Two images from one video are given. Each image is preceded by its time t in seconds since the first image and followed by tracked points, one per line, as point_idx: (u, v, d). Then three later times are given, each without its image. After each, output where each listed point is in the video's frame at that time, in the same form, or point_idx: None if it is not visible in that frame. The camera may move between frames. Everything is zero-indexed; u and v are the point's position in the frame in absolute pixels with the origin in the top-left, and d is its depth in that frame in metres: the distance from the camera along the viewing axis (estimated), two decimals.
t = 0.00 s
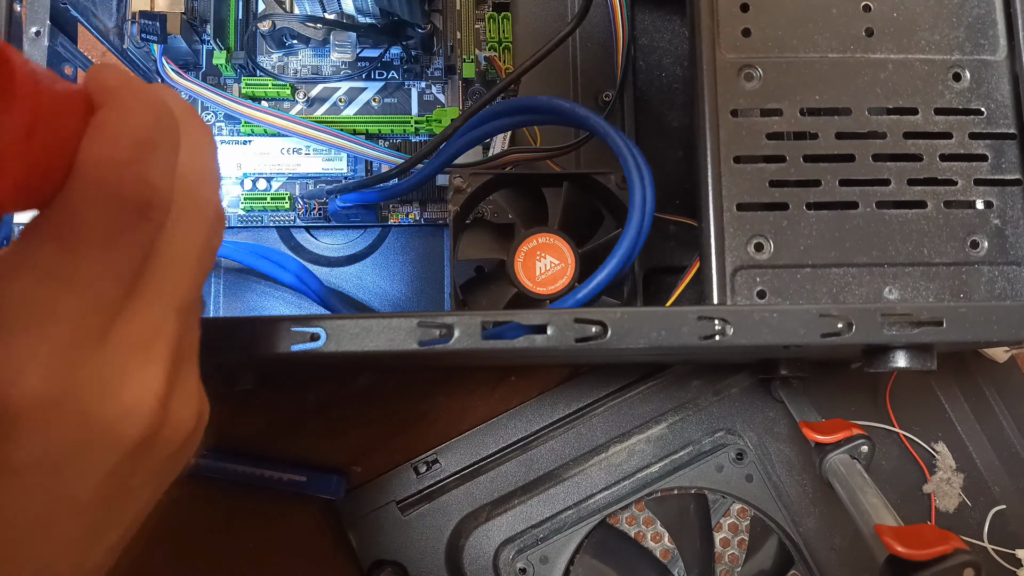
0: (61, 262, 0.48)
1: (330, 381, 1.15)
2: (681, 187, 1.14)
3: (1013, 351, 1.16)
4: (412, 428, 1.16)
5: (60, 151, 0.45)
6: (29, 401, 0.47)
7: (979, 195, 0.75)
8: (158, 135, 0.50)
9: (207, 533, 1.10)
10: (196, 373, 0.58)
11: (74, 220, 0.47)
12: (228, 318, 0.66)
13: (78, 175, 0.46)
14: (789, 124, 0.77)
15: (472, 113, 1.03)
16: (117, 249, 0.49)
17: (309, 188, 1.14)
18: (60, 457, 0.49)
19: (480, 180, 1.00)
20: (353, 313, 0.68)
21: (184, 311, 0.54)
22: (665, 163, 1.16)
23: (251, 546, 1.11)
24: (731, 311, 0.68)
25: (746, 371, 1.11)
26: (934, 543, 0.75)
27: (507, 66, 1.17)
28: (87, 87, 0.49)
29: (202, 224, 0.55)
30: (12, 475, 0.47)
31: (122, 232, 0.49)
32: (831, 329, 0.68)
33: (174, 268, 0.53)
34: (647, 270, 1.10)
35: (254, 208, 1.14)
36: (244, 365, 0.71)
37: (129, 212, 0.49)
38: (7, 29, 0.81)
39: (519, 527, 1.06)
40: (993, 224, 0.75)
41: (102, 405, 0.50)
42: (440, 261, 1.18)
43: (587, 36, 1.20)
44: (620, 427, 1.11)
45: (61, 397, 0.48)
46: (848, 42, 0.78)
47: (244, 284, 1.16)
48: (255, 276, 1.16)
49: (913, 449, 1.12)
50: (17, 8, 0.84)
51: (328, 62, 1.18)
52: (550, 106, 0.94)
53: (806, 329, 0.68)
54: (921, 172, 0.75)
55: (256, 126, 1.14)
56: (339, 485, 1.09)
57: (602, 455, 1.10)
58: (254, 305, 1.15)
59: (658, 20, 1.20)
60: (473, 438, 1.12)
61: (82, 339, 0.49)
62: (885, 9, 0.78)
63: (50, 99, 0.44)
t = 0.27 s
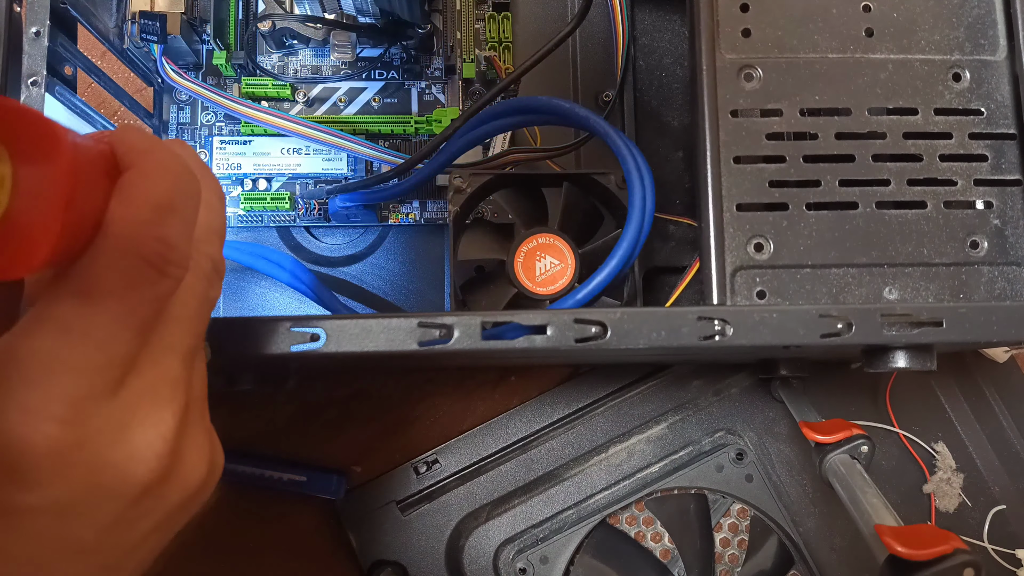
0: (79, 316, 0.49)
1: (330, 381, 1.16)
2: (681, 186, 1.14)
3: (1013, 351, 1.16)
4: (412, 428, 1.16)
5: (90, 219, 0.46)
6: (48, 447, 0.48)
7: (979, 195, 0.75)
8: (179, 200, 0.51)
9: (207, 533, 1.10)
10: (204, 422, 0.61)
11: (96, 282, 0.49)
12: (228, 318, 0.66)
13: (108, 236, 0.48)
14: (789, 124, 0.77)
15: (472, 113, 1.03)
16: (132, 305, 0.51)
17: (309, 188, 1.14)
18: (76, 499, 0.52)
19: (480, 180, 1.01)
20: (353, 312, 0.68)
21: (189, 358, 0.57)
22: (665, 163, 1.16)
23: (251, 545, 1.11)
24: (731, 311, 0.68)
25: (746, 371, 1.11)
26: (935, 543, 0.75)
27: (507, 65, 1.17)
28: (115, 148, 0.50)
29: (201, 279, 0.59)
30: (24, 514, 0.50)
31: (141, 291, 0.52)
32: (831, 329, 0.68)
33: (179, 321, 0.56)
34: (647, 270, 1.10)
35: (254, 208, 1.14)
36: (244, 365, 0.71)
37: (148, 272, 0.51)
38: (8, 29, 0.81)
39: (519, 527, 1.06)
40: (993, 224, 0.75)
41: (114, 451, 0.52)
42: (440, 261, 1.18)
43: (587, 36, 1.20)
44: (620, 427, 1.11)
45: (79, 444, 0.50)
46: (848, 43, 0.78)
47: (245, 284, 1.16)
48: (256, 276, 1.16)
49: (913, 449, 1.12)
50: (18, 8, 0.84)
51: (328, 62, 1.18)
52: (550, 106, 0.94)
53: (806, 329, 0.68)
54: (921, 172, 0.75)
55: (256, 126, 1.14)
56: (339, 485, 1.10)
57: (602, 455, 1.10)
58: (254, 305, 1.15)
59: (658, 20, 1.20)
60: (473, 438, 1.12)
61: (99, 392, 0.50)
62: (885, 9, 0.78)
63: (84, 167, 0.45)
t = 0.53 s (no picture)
0: (80, 284, 0.49)
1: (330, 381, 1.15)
2: (681, 187, 1.14)
3: (1013, 351, 1.16)
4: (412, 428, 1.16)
5: (89, 184, 0.48)
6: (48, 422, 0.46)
7: (979, 195, 0.75)
8: (177, 167, 0.54)
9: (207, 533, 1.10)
10: (209, 401, 0.58)
11: (98, 249, 0.49)
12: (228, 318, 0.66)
13: (108, 202, 0.49)
14: (789, 124, 0.77)
15: (472, 112, 1.03)
16: (137, 274, 0.51)
17: (309, 188, 1.14)
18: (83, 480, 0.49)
19: (480, 180, 1.01)
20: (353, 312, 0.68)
21: (190, 335, 0.56)
22: (665, 163, 1.16)
23: (250, 546, 1.11)
24: (731, 310, 0.68)
25: (746, 371, 1.11)
26: (935, 543, 0.75)
27: (507, 66, 1.17)
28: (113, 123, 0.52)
29: (198, 254, 0.58)
30: (29, 492, 0.46)
31: (144, 259, 0.52)
32: (831, 328, 0.68)
33: (179, 294, 0.55)
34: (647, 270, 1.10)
35: (254, 208, 1.14)
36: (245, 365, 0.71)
37: (150, 236, 0.52)
38: (7, 28, 0.81)
39: (519, 527, 1.06)
40: (993, 224, 0.75)
41: (119, 427, 0.50)
42: (440, 261, 1.18)
43: (587, 36, 1.20)
44: (620, 427, 1.11)
45: (83, 419, 0.48)
46: (848, 42, 0.78)
47: (245, 284, 1.16)
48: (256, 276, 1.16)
49: (913, 449, 1.12)
50: (17, 7, 0.84)
51: (328, 63, 1.18)
52: (550, 106, 0.94)
53: (806, 329, 0.68)
54: (920, 172, 0.75)
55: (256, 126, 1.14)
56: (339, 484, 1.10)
57: (602, 455, 1.10)
58: (254, 305, 1.15)
59: (657, 20, 1.20)
60: (473, 438, 1.12)
61: (102, 365, 0.49)
62: (885, 9, 0.78)
63: (86, 132, 0.46)
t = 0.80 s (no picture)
0: (52, 236, 0.60)
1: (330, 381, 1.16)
2: (681, 186, 1.14)
3: (1014, 351, 1.16)
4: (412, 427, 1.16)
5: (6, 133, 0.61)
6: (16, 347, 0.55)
7: (979, 195, 0.75)
8: (86, 117, 0.64)
9: (207, 532, 1.10)
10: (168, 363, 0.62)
11: None
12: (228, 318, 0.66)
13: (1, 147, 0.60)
14: (789, 123, 0.77)
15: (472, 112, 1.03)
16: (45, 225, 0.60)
17: (309, 188, 1.14)
18: (12, 437, 0.54)
19: (480, 180, 0.99)
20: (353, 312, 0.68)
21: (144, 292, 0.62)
22: (665, 163, 1.16)
23: (250, 545, 1.11)
24: (731, 310, 0.68)
25: (746, 371, 1.11)
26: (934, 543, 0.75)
27: (508, 65, 1.16)
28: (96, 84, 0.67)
29: (142, 219, 0.64)
30: None
31: (55, 215, 0.61)
32: (831, 328, 0.68)
33: (126, 260, 0.62)
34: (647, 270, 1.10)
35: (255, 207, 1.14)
36: (245, 365, 0.71)
37: (53, 192, 0.61)
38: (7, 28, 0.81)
39: (518, 527, 1.06)
40: (993, 224, 0.75)
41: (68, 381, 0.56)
42: (440, 261, 1.18)
43: (587, 36, 1.20)
44: (620, 427, 1.11)
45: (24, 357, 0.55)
46: (848, 42, 0.78)
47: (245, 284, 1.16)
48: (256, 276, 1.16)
49: (913, 449, 1.12)
50: (16, 7, 0.84)
51: (328, 63, 1.18)
52: (550, 106, 0.94)
53: (807, 329, 0.68)
54: (920, 172, 0.75)
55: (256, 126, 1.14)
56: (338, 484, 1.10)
57: (602, 455, 1.10)
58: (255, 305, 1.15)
59: (658, 20, 1.20)
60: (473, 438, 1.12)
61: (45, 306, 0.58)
62: (885, 9, 0.78)
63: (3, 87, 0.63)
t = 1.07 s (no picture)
0: None
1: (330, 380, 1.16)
2: (681, 186, 1.15)
3: (1014, 351, 1.16)
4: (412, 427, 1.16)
5: None
6: None
7: (978, 194, 0.75)
8: None
9: (207, 531, 1.10)
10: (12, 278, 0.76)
11: None
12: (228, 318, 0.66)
13: None
14: (789, 123, 0.77)
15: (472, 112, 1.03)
16: None
17: (309, 188, 1.14)
18: None
19: (480, 179, 1.00)
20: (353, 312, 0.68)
21: None
22: (665, 162, 1.16)
23: (251, 545, 1.11)
24: (731, 310, 0.68)
25: (746, 370, 1.11)
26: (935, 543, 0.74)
27: (507, 65, 1.19)
28: None
29: None
30: None
31: None
32: (831, 328, 0.68)
33: None
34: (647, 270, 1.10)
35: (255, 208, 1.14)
36: (245, 364, 0.71)
37: None
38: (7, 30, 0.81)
39: (518, 527, 1.06)
40: (992, 224, 0.75)
41: None
42: (441, 261, 1.18)
43: (587, 36, 1.20)
44: (620, 427, 1.11)
45: None
46: (847, 42, 0.78)
47: (245, 284, 1.16)
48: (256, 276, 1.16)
49: (913, 449, 1.12)
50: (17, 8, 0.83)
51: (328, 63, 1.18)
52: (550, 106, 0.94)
53: (806, 329, 0.68)
54: (920, 172, 0.75)
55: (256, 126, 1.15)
56: (339, 484, 1.10)
57: (602, 455, 1.10)
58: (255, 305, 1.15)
59: (658, 20, 1.20)
60: (473, 437, 1.12)
61: None
62: (884, 9, 0.78)
63: None
